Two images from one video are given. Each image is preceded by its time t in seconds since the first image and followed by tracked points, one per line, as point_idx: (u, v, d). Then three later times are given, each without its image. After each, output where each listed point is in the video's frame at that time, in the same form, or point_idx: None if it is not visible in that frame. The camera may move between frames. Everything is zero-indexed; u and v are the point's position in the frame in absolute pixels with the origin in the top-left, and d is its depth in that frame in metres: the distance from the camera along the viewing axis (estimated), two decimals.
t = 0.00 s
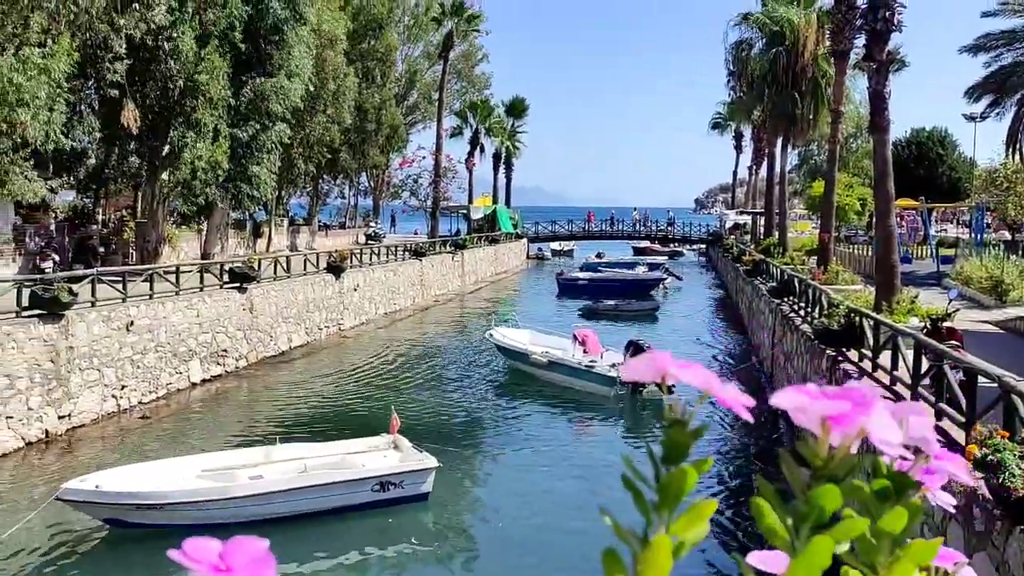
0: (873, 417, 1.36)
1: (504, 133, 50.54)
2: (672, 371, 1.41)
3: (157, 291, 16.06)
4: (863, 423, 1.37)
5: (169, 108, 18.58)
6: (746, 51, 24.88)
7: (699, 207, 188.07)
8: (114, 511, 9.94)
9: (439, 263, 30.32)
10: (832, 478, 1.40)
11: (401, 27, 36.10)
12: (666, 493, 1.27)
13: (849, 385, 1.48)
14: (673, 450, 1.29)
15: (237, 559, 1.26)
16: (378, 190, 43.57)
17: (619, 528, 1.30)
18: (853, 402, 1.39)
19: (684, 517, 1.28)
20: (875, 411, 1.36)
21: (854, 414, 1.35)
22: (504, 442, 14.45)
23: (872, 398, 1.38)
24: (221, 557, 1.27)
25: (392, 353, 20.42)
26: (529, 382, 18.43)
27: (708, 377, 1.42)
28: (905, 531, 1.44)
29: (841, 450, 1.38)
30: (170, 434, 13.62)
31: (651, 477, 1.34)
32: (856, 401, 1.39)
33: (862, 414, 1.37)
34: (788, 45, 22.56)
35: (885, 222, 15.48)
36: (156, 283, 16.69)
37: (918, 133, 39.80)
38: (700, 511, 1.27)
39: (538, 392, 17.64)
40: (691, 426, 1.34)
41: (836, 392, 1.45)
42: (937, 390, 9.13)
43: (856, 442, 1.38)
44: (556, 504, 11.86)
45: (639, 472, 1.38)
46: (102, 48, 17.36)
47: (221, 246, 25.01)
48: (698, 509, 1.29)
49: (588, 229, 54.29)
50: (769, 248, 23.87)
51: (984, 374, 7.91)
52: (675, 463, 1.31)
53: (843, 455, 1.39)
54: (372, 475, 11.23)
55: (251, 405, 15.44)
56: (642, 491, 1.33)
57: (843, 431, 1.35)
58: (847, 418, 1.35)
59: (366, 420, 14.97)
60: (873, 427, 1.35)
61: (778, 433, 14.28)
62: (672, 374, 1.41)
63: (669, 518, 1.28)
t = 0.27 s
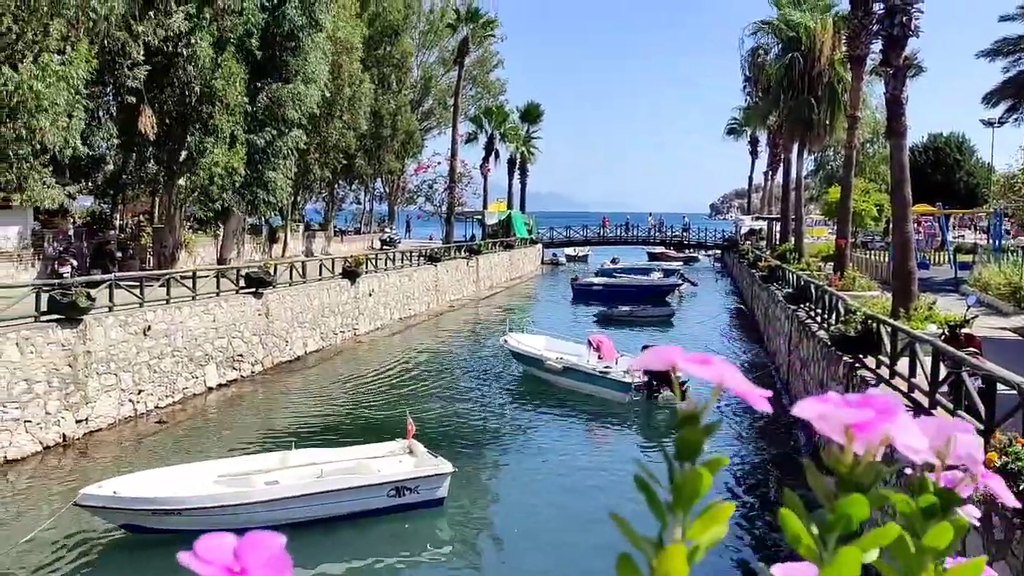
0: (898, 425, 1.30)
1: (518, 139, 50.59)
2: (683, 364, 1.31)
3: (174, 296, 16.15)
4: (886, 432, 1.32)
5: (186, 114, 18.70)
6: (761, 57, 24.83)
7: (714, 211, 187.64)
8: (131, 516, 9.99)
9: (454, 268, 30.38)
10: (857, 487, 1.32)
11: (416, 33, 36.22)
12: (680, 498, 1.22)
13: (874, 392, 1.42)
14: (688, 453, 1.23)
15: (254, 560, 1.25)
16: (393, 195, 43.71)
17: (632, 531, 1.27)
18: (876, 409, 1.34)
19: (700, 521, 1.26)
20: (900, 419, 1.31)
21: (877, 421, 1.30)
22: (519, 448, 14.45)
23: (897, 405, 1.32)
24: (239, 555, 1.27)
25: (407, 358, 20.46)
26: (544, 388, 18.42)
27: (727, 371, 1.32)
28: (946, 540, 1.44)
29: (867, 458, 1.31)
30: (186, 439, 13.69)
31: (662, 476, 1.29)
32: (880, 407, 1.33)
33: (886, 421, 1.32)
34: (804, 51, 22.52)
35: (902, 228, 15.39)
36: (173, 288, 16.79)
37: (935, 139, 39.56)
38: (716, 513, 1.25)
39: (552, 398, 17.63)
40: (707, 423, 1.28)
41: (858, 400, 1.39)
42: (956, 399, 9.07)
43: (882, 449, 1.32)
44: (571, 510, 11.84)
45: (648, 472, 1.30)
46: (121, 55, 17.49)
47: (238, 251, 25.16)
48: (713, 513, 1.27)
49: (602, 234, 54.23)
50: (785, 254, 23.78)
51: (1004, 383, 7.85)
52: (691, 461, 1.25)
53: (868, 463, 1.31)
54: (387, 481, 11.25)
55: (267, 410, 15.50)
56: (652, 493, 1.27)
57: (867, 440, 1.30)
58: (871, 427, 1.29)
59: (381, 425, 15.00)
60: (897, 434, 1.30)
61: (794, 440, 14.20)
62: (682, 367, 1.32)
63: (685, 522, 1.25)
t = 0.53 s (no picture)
0: (961, 436, 1.28)
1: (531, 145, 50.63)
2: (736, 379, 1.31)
3: (189, 302, 16.22)
4: (949, 442, 1.29)
5: (201, 120, 18.82)
6: (776, 62, 24.78)
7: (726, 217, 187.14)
8: (147, 522, 10.02)
9: (467, 274, 30.41)
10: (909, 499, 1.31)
11: (430, 39, 36.33)
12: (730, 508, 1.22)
13: (935, 400, 1.39)
14: (735, 463, 1.23)
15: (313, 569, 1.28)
16: (406, 201, 43.82)
17: (682, 542, 1.27)
18: (939, 418, 1.31)
19: (750, 535, 1.25)
20: (962, 430, 1.28)
21: (940, 431, 1.28)
22: (532, 453, 14.43)
23: (960, 417, 1.29)
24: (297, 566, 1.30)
25: (420, 363, 20.48)
26: (557, 394, 18.40)
27: (779, 382, 1.31)
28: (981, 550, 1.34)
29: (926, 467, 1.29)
30: (200, 443, 13.74)
31: (712, 485, 1.30)
32: (942, 418, 1.31)
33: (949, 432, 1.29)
34: (819, 56, 22.47)
35: (918, 234, 15.30)
36: (189, 293, 16.88)
37: (951, 145, 39.33)
38: (768, 526, 1.24)
39: (565, 404, 17.61)
40: (762, 436, 1.27)
41: (920, 405, 1.37)
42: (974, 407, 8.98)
43: (941, 459, 1.30)
44: (586, 516, 11.81)
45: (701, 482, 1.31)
46: (137, 62, 17.62)
47: (252, 256, 25.28)
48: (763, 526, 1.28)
49: (615, 240, 54.18)
50: (800, 260, 23.69)
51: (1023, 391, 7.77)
52: (741, 475, 1.26)
53: (928, 471, 1.31)
54: (402, 486, 11.25)
55: (281, 415, 15.56)
56: (704, 504, 1.28)
57: (927, 450, 1.28)
58: (932, 437, 1.27)
59: (395, 430, 15.01)
60: (960, 446, 1.28)
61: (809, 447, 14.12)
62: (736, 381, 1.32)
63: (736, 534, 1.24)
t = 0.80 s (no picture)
0: (957, 447, 1.25)
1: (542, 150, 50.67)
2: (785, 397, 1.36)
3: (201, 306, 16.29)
4: (945, 455, 1.26)
5: (214, 126, 18.91)
6: (788, 68, 24.73)
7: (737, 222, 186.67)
8: (161, 527, 10.05)
9: (478, 279, 30.43)
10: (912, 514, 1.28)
11: (441, 45, 36.43)
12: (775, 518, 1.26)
13: (933, 411, 1.36)
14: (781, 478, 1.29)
15: None
16: (417, 206, 43.91)
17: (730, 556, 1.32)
18: (932, 431, 1.28)
19: (794, 552, 1.27)
20: (957, 442, 1.25)
21: (936, 442, 1.24)
22: (543, 459, 14.41)
23: (955, 428, 1.26)
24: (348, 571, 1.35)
25: (431, 369, 20.50)
26: (567, 399, 18.38)
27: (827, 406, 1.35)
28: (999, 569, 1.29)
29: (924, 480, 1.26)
30: (212, 448, 13.78)
31: (759, 502, 1.34)
32: (937, 429, 1.28)
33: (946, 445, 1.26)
34: (831, 62, 22.41)
35: (931, 239, 15.22)
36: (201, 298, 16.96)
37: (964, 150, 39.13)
38: (811, 543, 1.26)
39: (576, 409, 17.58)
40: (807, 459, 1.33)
41: (915, 418, 1.33)
42: (989, 413, 8.91)
43: (937, 470, 1.27)
44: (597, 522, 11.78)
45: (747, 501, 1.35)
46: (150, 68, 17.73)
47: (264, 261, 25.38)
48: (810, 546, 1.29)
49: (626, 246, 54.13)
50: (812, 266, 23.61)
51: None
52: (788, 493, 1.30)
53: (927, 484, 1.29)
54: (414, 490, 11.27)
55: (293, 420, 15.60)
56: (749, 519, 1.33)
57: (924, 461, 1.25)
58: (928, 449, 1.24)
59: (405, 435, 15.03)
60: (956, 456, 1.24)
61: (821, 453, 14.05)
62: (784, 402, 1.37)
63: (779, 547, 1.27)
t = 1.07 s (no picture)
0: (1004, 464, 1.25)
1: (551, 154, 50.69)
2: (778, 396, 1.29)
3: (211, 310, 16.33)
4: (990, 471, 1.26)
5: (224, 130, 18.99)
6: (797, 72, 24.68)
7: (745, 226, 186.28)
8: (170, 530, 10.07)
9: (487, 283, 30.43)
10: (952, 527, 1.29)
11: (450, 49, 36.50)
12: (775, 525, 1.25)
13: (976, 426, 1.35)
14: (780, 483, 1.27)
15: None
16: (426, 210, 43.98)
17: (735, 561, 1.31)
18: (979, 446, 1.28)
19: (797, 557, 1.25)
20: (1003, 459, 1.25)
21: (982, 459, 1.25)
22: (552, 463, 14.39)
23: (1001, 443, 1.26)
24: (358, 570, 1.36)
25: (440, 373, 20.51)
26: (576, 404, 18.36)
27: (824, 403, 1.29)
28: None
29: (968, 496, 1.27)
30: (222, 451, 13.81)
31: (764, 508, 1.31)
32: (983, 444, 1.27)
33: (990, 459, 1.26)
34: (841, 67, 22.36)
35: (941, 244, 15.16)
36: (211, 302, 17.01)
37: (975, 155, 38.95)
38: (815, 548, 1.24)
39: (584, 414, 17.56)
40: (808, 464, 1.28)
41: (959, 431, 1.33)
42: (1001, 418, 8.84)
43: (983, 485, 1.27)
44: (606, 526, 11.75)
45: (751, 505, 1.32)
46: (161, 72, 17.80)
47: (273, 264, 25.45)
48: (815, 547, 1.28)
49: (635, 250, 54.08)
50: (822, 271, 23.54)
51: None
52: (788, 496, 1.28)
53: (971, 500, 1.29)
54: (423, 493, 11.26)
55: (302, 423, 15.62)
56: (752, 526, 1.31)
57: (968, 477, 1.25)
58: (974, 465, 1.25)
59: (414, 439, 15.03)
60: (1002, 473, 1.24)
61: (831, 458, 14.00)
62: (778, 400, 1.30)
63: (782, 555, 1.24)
